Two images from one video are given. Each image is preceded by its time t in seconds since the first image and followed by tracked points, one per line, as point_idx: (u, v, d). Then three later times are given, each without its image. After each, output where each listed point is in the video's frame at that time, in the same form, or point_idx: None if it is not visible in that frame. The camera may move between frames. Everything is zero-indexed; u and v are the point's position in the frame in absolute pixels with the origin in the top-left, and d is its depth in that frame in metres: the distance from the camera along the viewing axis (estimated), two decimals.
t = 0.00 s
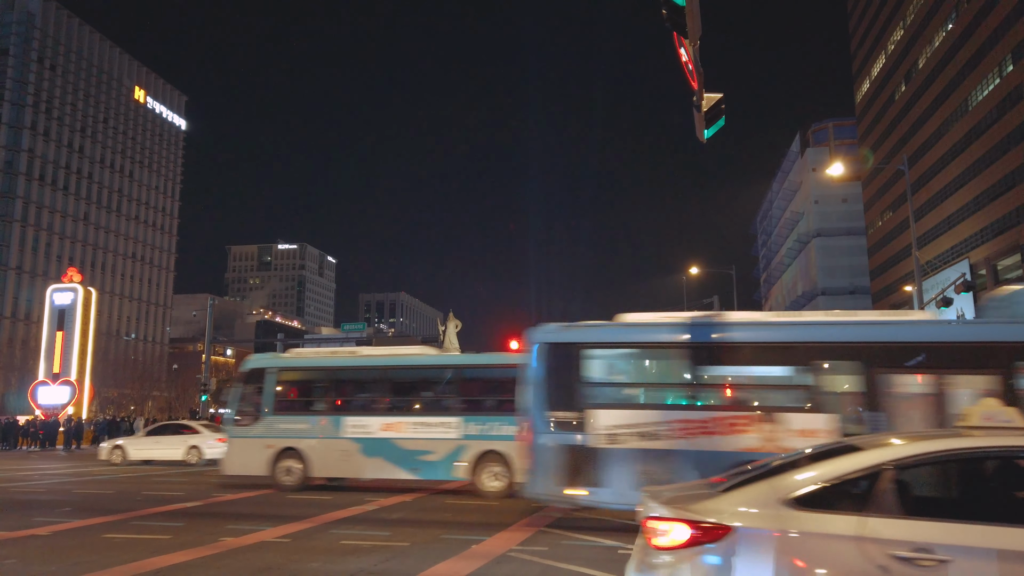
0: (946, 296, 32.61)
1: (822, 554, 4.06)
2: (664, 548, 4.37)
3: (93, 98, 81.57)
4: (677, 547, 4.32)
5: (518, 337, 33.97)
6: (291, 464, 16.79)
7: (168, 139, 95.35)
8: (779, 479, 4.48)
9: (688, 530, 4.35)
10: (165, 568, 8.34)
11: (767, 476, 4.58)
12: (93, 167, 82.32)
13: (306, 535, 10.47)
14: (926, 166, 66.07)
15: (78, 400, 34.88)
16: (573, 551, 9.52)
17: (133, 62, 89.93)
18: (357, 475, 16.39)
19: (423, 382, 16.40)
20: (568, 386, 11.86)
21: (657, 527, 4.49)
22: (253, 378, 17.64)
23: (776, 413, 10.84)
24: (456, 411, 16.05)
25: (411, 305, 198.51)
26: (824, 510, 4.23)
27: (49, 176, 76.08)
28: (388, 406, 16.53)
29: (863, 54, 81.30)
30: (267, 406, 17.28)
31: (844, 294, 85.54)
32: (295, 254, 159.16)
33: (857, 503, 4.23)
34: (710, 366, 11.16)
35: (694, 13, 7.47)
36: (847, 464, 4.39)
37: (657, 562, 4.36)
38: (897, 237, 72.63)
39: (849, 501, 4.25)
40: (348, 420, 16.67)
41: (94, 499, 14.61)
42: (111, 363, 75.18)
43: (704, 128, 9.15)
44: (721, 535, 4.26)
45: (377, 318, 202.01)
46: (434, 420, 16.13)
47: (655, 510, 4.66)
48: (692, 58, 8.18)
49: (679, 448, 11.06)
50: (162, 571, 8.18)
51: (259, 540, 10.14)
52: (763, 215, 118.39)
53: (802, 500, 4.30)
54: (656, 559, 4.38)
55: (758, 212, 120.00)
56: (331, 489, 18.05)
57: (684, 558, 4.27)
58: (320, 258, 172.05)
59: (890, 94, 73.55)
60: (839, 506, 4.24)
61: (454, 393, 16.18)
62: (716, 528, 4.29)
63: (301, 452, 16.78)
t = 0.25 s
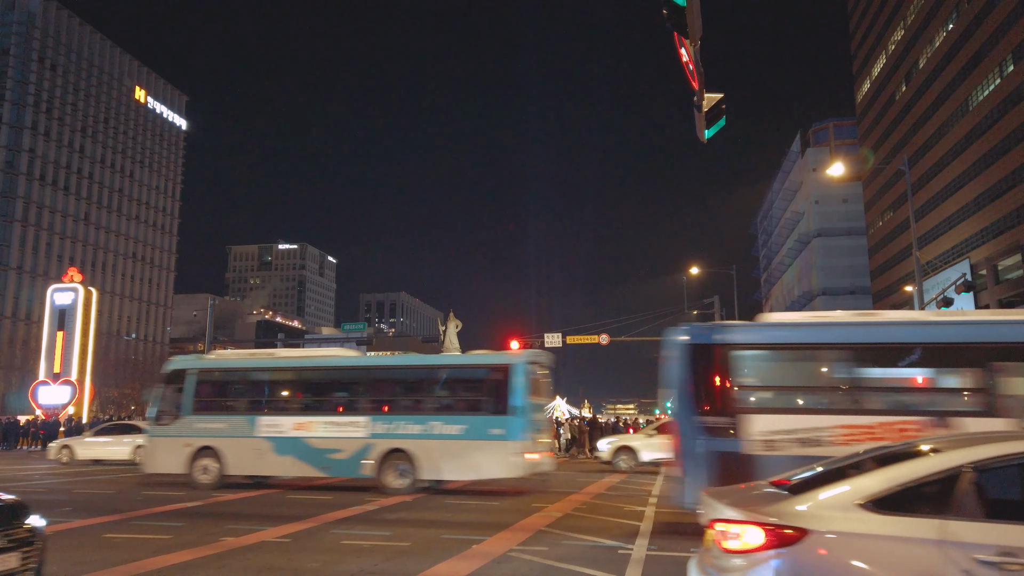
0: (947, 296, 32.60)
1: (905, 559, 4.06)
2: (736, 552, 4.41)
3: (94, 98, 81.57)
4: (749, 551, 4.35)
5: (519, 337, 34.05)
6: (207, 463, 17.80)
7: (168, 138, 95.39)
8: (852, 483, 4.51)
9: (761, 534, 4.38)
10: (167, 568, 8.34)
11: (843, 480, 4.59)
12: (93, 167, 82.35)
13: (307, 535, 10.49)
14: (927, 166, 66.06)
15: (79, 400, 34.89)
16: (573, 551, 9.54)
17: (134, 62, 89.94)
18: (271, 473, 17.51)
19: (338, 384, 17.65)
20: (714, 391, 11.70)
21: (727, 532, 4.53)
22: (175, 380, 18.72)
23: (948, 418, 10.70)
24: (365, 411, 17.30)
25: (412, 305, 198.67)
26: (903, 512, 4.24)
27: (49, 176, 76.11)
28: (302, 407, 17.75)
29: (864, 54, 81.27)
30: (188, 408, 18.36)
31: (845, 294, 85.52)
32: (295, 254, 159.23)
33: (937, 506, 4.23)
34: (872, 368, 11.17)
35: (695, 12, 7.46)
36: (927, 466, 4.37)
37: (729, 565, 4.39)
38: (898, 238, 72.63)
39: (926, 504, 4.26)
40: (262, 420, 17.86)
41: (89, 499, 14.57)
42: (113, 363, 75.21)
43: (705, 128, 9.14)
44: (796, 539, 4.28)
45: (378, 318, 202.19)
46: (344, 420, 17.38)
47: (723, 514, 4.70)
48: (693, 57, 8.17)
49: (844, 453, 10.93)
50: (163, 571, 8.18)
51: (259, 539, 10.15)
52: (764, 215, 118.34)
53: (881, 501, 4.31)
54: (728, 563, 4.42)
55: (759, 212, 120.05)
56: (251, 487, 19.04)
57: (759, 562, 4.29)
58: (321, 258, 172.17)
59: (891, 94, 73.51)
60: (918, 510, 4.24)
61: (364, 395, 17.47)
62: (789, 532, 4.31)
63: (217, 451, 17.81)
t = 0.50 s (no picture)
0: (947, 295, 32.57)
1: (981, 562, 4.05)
2: (802, 554, 4.40)
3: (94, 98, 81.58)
4: (818, 554, 4.32)
5: (518, 337, 34.10)
6: (128, 463, 18.33)
7: (169, 139, 95.41)
8: (922, 484, 4.48)
9: (829, 536, 4.36)
10: (167, 568, 8.34)
11: (918, 480, 4.55)
12: (93, 167, 82.37)
13: (307, 535, 10.50)
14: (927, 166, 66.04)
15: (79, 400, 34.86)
16: (573, 552, 9.52)
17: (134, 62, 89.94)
18: (189, 472, 17.95)
19: (254, 385, 18.07)
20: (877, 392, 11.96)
21: (791, 534, 4.53)
22: (98, 381, 19.16)
23: None
24: (279, 409, 17.74)
25: (412, 305, 198.60)
26: (978, 514, 4.22)
27: (50, 176, 76.12)
28: (220, 407, 18.13)
29: (864, 54, 81.26)
30: (108, 408, 18.79)
31: (845, 294, 85.49)
32: (295, 254, 159.20)
33: (1012, 511, 4.20)
34: None
35: (695, 12, 7.46)
36: (1002, 466, 4.33)
37: (794, 567, 4.39)
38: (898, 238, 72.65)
39: (999, 506, 4.24)
40: (182, 420, 18.24)
41: (88, 499, 14.57)
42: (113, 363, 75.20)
43: (705, 128, 9.14)
44: (866, 542, 4.26)
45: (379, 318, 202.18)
46: (259, 420, 17.78)
47: (786, 515, 4.70)
48: (694, 57, 8.18)
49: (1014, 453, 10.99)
50: (163, 571, 8.18)
51: (259, 539, 10.17)
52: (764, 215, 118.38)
53: (957, 502, 4.29)
54: (794, 565, 4.41)
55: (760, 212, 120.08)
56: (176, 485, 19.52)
57: (827, 565, 4.27)
58: (321, 258, 172.17)
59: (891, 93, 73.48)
60: (993, 511, 4.23)
61: (279, 395, 17.86)
62: (859, 536, 4.29)
63: (137, 450, 18.33)
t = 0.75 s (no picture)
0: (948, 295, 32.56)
1: None
2: (864, 557, 4.56)
3: (94, 98, 81.55)
4: (881, 557, 4.48)
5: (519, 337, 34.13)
6: (53, 461, 18.67)
7: (169, 139, 95.35)
8: (982, 488, 4.60)
9: (891, 540, 4.50)
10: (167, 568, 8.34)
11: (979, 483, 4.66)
12: (93, 167, 82.37)
13: (308, 535, 10.51)
14: (928, 166, 66.02)
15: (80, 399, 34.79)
16: (574, 551, 9.54)
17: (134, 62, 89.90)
18: (110, 471, 18.21)
19: (175, 385, 18.16)
20: None
21: (851, 537, 4.70)
22: (27, 381, 19.46)
23: None
24: (198, 409, 17.89)
25: (413, 305, 198.37)
26: None
27: (50, 176, 76.14)
28: (140, 407, 18.30)
29: (864, 54, 81.23)
30: (35, 408, 19.11)
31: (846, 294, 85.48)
32: (296, 254, 159.09)
33: None
34: None
35: (695, 13, 7.46)
36: None
37: (856, 570, 4.56)
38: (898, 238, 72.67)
39: None
40: (104, 420, 18.45)
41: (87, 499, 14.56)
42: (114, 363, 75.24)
43: (705, 127, 9.14)
44: (928, 546, 4.37)
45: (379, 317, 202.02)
46: (177, 420, 17.94)
47: (844, 517, 4.90)
48: (694, 58, 8.20)
49: None
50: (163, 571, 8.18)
51: (260, 539, 10.19)
52: (765, 215, 118.25)
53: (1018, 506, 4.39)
54: (854, 567, 4.58)
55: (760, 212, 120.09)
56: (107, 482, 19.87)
57: (888, 569, 4.42)
58: (321, 258, 172.01)
59: (892, 93, 73.45)
60: None
61: (198, 395, 17.99)
62: (921, 538, 4.41)
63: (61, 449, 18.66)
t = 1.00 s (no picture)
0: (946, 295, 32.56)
1: None
2: (923, 560, 4.65)
3: (94, 98, 81.52)
4: (940, 560, 4.55)
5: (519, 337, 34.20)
6: None
7: (169, 139, 95.32)
8: None
9: (952, 544, 4.56)
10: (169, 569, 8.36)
11: None
12: (93, 167, 82.35)
13: (308, 535, 10.52)
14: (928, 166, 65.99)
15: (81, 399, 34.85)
16: (573, 551, 9.54)
17: (135, 62, 89.80)
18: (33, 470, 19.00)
19: (103, 386, 18.98)
20: None
21: (909, 540, 4.79)
22: None
23: None
24: (122, 409, 18.74)
25: (413, 305, 198.26)
26: None
27: (51, 176, 76.13)
28: (66, 409, 19.12)
29: (864, 54, 81.16)
30: None
31: (846, 294, 85.45)
32: (296, 254, 159.10)
33: None
34: None
35: (694, 13, 7.45)
36: None
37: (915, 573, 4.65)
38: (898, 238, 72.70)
39: None
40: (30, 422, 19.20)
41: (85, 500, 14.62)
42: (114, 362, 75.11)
43: (706, 127, 9.14)
44: (992, 550, 4.41)
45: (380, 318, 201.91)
46: (101, 421, 18.76)
47: (899, 521, 4.96)
48: (694, 58, 8.20)
49: None
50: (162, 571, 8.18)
51: (260, 538, 10.21)
52: (765, 215, 118.32)
53: None
54: (912, 569, 4.68)
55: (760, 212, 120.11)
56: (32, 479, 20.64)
57: (950, 570, 4.48)
58: (322, 258, 172.09)
59: (892, 93, 73.42)
60: None
61: (120, 397, 18.82)
62: (983, 542, 4.45)
63: None
